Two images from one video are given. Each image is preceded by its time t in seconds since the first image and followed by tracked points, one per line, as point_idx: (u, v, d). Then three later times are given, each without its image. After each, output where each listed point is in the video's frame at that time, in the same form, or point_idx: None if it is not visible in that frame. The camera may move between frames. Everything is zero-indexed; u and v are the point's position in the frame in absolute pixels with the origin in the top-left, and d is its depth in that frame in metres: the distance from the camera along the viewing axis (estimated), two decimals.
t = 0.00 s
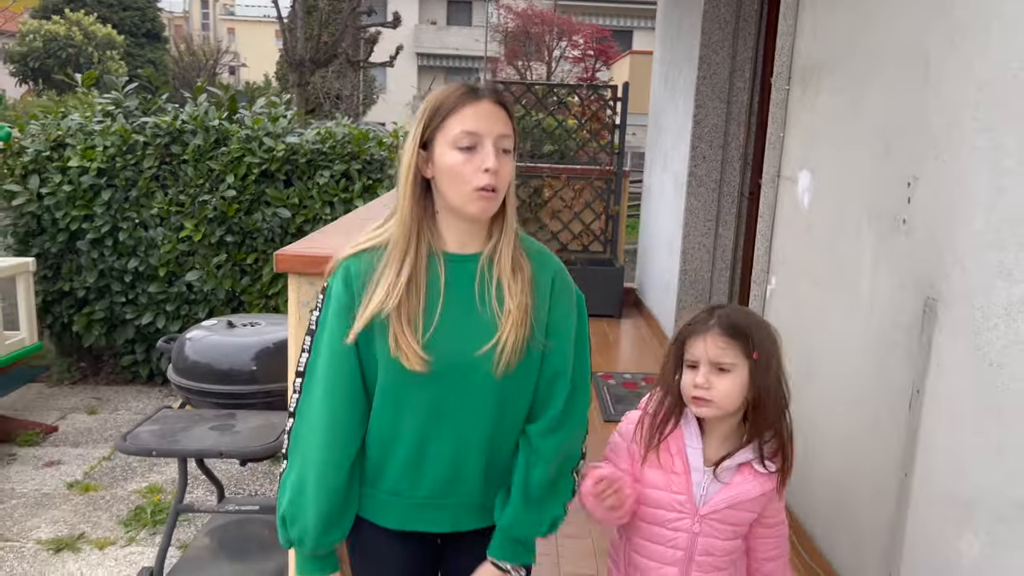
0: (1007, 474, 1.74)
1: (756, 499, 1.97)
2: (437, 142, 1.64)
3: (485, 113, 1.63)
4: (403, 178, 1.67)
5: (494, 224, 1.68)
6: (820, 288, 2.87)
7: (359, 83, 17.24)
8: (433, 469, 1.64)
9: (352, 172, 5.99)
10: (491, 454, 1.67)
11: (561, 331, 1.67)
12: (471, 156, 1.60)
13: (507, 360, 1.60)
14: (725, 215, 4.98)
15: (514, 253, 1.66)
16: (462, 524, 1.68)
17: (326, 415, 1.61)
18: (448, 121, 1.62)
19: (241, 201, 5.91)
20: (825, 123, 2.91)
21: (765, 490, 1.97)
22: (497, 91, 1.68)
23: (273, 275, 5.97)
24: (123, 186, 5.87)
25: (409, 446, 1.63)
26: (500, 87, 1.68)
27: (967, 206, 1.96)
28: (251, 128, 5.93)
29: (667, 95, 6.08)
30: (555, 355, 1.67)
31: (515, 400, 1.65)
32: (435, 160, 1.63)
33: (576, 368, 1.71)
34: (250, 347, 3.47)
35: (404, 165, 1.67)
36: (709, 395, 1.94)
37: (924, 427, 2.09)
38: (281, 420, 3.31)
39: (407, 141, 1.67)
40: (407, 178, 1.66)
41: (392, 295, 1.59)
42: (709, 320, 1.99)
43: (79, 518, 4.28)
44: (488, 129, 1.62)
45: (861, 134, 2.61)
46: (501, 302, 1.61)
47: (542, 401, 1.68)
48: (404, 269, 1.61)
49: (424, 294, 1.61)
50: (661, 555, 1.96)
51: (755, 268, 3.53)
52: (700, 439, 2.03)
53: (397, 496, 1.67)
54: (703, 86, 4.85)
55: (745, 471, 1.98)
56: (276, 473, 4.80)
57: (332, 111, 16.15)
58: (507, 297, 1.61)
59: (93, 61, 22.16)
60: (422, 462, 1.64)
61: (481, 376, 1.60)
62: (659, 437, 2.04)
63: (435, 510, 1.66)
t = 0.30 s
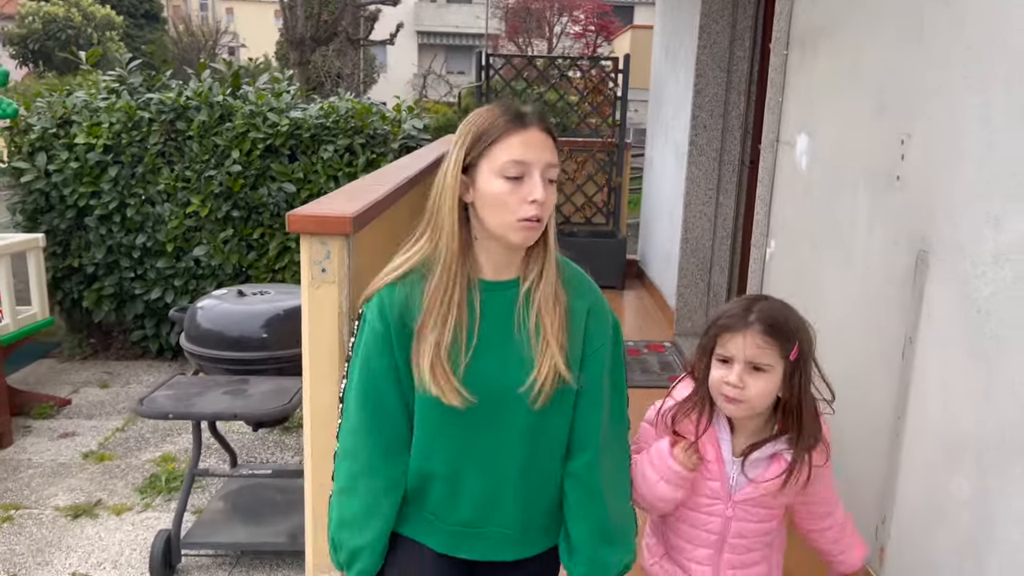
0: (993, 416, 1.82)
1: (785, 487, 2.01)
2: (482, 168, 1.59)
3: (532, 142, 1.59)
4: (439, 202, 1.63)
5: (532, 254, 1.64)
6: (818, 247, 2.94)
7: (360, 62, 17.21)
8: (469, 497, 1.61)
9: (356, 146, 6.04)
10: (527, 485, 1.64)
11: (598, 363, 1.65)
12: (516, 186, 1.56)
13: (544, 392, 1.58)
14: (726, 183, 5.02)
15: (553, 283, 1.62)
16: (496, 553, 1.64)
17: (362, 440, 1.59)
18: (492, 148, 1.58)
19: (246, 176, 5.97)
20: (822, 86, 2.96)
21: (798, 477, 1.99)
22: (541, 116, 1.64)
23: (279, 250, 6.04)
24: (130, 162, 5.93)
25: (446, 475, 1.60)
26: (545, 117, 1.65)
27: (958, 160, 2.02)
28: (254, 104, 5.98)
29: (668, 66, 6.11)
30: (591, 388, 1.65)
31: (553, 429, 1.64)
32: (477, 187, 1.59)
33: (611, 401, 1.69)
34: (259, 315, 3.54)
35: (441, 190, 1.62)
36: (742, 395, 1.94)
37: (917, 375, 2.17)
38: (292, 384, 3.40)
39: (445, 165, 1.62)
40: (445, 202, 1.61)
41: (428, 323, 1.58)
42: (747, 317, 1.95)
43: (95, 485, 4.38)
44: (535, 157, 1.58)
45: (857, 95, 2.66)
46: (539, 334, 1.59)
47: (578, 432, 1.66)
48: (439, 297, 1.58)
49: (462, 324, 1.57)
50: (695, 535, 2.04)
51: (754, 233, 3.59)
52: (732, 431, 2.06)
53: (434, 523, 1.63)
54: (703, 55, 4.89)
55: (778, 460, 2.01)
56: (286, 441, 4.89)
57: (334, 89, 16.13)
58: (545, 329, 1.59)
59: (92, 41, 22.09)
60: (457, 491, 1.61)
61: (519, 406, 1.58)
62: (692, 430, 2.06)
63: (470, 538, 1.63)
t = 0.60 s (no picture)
0: (986, 358, 1.90)
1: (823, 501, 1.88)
2: (567, 137, 1.43)
3: (620, 119, 1.47)
4: (514, 161, 1.45)
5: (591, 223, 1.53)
6: (818, 207, 3.00)
7: (356, 41, 17.17)
8: (497, 459, 1.53)
9: (357, 121, 6.07)
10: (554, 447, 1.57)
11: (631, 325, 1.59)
12: (604, 164, 1.44)
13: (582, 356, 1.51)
14: (726, 152, 5.08)
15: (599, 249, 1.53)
16: (515, 510, 1.57)
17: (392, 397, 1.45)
18: (585, 115, 1.43)
19: (249, 151, 6.01)
20: (822, 49, 3.01)
21: (832, 496, 1.87)
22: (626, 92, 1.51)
23: (283, 225, 6.09)
24: (132, 139, 5.96)
25: (479, 434, 1.51)
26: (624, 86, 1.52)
27: (954, 115, 2.09)
28: (256, 79, 6.01)
29: (667, 36, 6.14)
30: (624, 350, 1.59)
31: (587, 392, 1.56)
32: (561, 153, 1.44)
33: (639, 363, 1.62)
34: (270, 283, 3.60)
35: (517, 140, 1.45)
36: (778, 430, 1.81)
37: (915, 324, 2.25)
38: (304, 350, 3.47)
39: (529, 116, 1.44)
40: (525, 156, 1.44)
41: (471, 274, 1.45)
42: (772, 354, 1.81)
43: (110, 455, 4.46)
44: (623, 137, 1.46)
45: (856, 55, 2.71)
46: (579, 294, 1.51)
47: (608, 395, 1.60)
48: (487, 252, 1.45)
49: (507, 281, 1.45)
50: None
51: (755, 197, 3.65)
52: (750, 461, 1.88)
53: (456, 485, 1.54)
54: (702, 24, 4.92)
55: (805, 482, 1.87)
56: (295, 411, 4.97)
57: (330, 69, 16.10)
58: (585, 291, 1.51)
59: (86, 24, 21.97)
60: (485, 452, 1.52)
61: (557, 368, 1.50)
62: (718, 475, 1.84)
63: (493, 498, 1.55)
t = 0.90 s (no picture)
0: (974, 303, 1.99)
1: (859, 472, 1.81)
2: (580, 119, 1.41)
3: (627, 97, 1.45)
4: (526, 144, 1.41)
5: (585, 192, 1.51)
6: (813, 168, 3.07)
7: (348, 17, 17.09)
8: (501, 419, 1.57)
9: (354, 93, 6.10)
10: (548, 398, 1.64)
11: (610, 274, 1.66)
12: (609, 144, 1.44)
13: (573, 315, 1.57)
14: (721, 119, 5.14)
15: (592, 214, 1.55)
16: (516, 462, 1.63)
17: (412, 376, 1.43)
18: (597, 96, 1.41)
19: (247, 124, 6.04)
20: (817, 11, 3.07)
21: (867, 466, 1.81)
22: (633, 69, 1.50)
23: (282, 197, 6.14)
24: (131, 113, 5.98)
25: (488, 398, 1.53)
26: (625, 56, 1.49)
27: (945, 70, 2.15)
28: (252, 52, 6.02)
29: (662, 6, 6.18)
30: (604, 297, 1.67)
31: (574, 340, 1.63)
32: (575, 132, 1.41)
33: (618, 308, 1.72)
34: (274, 249, 3.66)
35: (531, 118, 1.40)
36: (818, 390, 1.75)
37: (906, 275, 2.33)
38: (310, 315, 3.54)
39: (546, 94, 1.39)
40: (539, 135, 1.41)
41: (482, 250, 1.43)
42: (820, 314, 1.74)
43: (118, 423, 4.54)
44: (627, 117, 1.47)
45: (851, 16, 2.77)
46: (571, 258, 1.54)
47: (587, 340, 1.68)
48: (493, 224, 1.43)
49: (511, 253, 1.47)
50: (770, 556, 1.80)
51: (751, 161, 3.72)
52: (786, 424, 1.83)
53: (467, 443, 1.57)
54: None
55: (839, 446, 1.81)
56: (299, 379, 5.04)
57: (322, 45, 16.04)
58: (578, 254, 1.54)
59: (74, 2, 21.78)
60: (492, 416, 1.56)
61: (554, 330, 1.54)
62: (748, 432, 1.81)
63: (497, 455, 1.60)
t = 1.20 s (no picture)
0: (955, 279, 2.06)
1: (878, 468, 1.83)
2: (526, 96, 1.38)
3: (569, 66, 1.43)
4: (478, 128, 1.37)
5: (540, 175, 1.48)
6: (801, 151, 3.14)
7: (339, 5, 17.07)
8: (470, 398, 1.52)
9: (348, 80, 6.14)
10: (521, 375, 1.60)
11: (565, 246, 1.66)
12: (558, 117, 1.41)
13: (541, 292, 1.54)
14: (712, 105, 5.20)
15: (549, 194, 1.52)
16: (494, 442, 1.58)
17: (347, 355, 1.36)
18: (539, 67, 1.39)
19: (242, 112, 6.07)
20: None
21: (886, 463, 1.83)
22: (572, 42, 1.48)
23: (278, 184, 6.18)
24: (126, 101, 6.01)
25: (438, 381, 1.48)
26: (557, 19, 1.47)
27: (927, 53, 2.22)
28: (247, 40, 6.05)
29: None
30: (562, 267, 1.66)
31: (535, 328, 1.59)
32: (521, 112, 1.38)
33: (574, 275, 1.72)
34: (272, 234, 3.71)
35: (479, 105, 1.36)
36: (841, 381, 1.77)
37: (890, 254, 2.41)
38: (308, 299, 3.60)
39: (489, 75, 1.36)
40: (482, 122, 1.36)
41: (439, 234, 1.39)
42: (847, 304, 1.75)
43: (118, 408, 4.59)
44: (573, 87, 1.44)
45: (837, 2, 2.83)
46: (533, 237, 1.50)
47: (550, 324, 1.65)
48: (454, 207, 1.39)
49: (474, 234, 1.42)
50: (778, 539, 1.87)
51: (741, 145, 3.79)
52: (811, 413, 1.88)
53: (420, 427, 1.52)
54: None
55: (859, 438, 1.84)
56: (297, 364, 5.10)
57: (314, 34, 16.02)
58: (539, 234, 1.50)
59: None
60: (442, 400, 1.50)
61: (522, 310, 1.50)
62: (767, 417, 1.88)
63: (453, 439, 1.54)
